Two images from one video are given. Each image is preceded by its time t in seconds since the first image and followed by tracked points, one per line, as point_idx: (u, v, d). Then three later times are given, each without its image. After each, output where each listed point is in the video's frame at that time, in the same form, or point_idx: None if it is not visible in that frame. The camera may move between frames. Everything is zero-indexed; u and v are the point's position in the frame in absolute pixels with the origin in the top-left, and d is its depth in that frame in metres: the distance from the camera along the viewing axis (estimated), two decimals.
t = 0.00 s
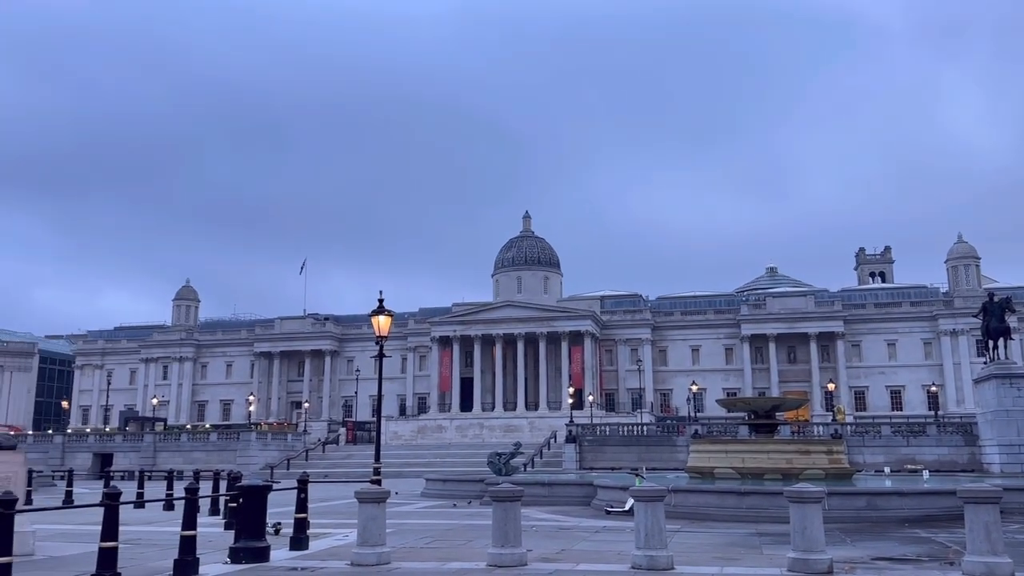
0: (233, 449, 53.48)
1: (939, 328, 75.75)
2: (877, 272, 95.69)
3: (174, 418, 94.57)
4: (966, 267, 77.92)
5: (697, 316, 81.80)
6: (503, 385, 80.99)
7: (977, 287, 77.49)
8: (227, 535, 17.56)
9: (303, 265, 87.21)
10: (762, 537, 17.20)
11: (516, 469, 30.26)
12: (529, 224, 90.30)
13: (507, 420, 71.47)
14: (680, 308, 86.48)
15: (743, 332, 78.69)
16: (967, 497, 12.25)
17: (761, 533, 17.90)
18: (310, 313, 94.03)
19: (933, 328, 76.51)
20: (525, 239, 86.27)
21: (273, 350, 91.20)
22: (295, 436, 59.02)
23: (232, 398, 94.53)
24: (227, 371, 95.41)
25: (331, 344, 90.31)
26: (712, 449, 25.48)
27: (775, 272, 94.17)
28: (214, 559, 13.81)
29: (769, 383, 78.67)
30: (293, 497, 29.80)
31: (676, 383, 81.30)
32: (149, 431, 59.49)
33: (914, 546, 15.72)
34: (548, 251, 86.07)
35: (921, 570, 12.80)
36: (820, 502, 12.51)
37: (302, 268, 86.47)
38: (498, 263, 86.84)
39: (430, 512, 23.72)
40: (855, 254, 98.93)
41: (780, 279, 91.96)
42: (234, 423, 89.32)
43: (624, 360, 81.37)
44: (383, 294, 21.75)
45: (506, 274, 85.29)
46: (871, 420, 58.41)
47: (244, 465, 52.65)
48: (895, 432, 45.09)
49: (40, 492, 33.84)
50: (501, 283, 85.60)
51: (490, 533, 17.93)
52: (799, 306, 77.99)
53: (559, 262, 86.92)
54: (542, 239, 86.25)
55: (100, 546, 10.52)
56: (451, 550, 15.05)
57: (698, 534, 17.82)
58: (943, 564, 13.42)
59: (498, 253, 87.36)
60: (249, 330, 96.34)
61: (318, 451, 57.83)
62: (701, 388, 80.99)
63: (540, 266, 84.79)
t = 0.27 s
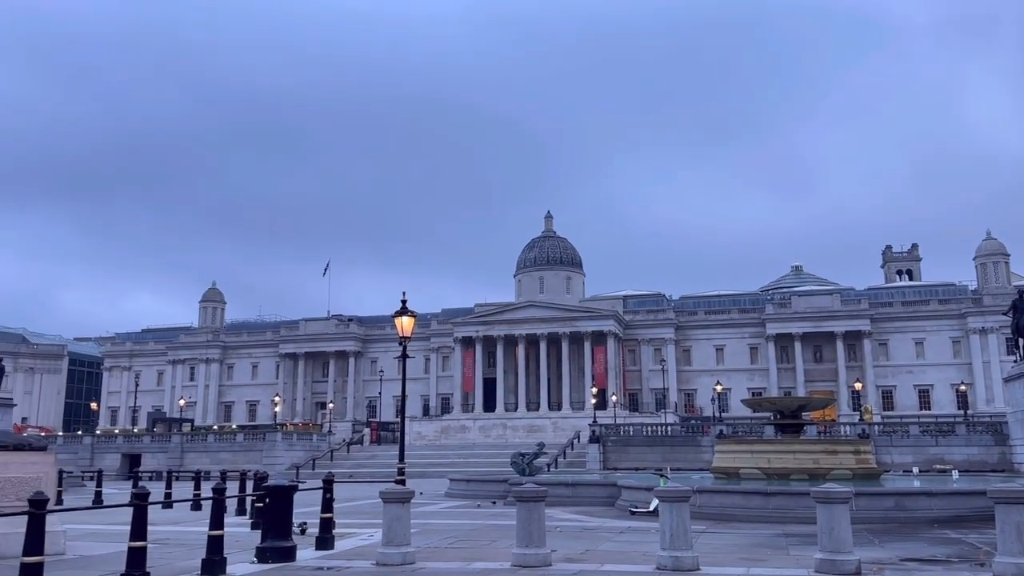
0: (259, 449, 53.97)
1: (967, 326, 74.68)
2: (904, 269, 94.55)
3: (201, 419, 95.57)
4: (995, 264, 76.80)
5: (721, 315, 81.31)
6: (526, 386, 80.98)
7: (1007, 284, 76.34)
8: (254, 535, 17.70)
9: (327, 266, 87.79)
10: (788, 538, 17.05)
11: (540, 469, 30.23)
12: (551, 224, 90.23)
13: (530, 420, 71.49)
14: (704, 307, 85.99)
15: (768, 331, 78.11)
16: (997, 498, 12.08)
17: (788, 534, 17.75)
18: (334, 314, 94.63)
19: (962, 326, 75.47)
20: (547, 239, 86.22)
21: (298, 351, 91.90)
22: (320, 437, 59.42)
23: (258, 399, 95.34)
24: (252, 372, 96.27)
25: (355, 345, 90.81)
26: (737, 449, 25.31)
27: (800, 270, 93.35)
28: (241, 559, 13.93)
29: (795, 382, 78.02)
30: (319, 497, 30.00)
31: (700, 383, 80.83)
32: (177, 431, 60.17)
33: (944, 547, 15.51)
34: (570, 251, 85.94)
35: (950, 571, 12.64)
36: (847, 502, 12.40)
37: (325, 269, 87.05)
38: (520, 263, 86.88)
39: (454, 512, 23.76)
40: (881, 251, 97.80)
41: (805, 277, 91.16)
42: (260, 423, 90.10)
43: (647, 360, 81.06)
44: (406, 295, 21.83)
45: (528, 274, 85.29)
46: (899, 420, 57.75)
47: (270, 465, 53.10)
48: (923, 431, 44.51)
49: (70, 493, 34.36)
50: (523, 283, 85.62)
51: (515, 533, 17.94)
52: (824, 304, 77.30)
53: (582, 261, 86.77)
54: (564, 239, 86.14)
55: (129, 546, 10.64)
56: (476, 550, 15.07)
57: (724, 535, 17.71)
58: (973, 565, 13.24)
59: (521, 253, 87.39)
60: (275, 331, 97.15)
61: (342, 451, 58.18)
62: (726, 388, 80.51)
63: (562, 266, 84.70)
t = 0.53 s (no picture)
0: (287, 449, 54.44)
1: (998, 323, 73.48)
2: (933, 266, 93.25)
3: (229, 420, 96.54)
4: None
5: (747, 314, 80.74)
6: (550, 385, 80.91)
7: None
8: (281, 535, 17.84)
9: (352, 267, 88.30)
10: (816, 539, 16.89)
11: (565, 469, 30.18)
12: (575, 223, 90.10)
13: (555, 421, 71.42)
14: (729, 306, 85.42)
15: (795, 330, 77.44)
16: None
17: (817, 534, 17.58)
18: (359, 315, 95.19)
19: (993, 323, 74.26)
20: (570, 239, 86.11)
21: (324, 352, 92.57)
22: (346, 437, 59.78)
23: (285, 400, 96.14)
24: (279, 372, 97.10)
25: (380, 346, 91.26)
26: (764, 449, 25.12)
27: (827, 268, 92.42)
28: (269, 558, 14.04)
29: (823, 382, 77.23)
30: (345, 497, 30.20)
31: (726, 382, 80.28)
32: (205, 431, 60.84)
33: (976, 547, 15.29)
34: (594, 250, 85.73)
35: (982, 572, 12.45)
36: (877, 502, 12.28)
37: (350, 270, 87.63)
38: (544, 263, 86.84)
39: (480, 512, 23.80)
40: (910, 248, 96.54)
41: (832, 275, 90.23)
42: (287, 424, 90.87)
43: (672, 360, 80.66)
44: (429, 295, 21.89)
45: (551, 274, 85.24)
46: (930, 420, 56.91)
47: (297, 465, 53.53)
48: (954, 431, 43.86)
49: (103, 492, 34.87)
50: (546, 283, 85.58)
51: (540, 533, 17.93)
52: (852, 302, 76.49)
53: (605, 261, 86.54)
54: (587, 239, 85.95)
55: (160, 545, 10.76)
56: (501, 550, 15.09)
57: (751, 535, 17.58)
58: (1007, 567, 13.03)
59: (544, 253, 87.35)
60: (301, 332, 97.93)
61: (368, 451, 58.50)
62: (752, 388, 79.92)
63: (585, 265, 84.52)
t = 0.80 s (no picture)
0: (314, 449, 54.86)
1: None
2: (964, 263, 91.90)
3: (257, 420, 97.45)
4: None
5: (774, 313, 80.09)
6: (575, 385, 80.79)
7: None
8: (309, 534, 17.98)
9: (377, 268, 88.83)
10: (846, 539, 16.71)
11: (590, 469, 30.11)
12: (599, 223, 89.89)
13: (580, 420, 71.28)
14: (756, 305, 84.79)
15: (823, 328, 76.67)
16: None
17: (846, 535, 17.39)
18: (385, 315, 95.67)
19: None
20: (594, 238, 85.91)
21: (350, 352, 93.15)
22: (372, 437, 60.12)
23: (312, 400, 96.87)
24: (306, 373, 97.89)
25: (405, 346, 91.67)
26: (793, 448, 24.91)
27: (855, 265, 91.40)
28: (298, 557, 14.14)
29: (852, 380, 76.38)
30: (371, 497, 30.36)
31: (753, 382, 79.67)
32: (234, 431, 61.48)
33: (1010, 548, 15.04)
34: (618, 249, 85.47)
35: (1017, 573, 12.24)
36: (908, 502, 12.13)
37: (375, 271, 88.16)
38: (568, 263, 86.74)
39: (506, 512, 23.83)
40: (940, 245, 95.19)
41: (861, 272, 89.23)
42: (314, 424, 91.55)
43: (698, 359, 80.16)
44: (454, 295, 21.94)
45: (575, 273, 85.13)
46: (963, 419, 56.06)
47: (324, 465, 53.95)
48: (986, 430, 43.18)
49: (134, 492, 35.35)
50: (570, 282, 85.47)
51: (566, 533, 17.91)
52: (881, 300, 75.60)
53: (630, 260, 86.24)
54: (611, 238, 85.71)
55: (190, 544, 10.88)
56: (528, 550, 15.09)
57: (779, 535, 17.44)
58: None
59: (568, 253, 87.24)
60: (327, 333, 98.64)
61: (394, 451, 58.79)
62: (780, 387, 79.28)
63: (610, 265, 84.29)
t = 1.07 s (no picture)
0: (342, 449, 55.24)
1: None
2: (997, 259, 90.38)
3: (286, 420, 98.28)
4: None
5: (803, 311, 79.33)
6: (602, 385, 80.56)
7: None
8: (338, 533, 18.09)
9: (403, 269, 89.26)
10: (878, 539, 16.50)
11: (618, 469, 30.00)
12: (624, 221, 89.58)
13: (606, 420, 71.06)
14: (785, 303, 84.04)
15: (853, 326, 75.79)
16: None
17: (878, 535, 17.18)
18: (411, 316, 96.09)
19: None
20: (619, 237, 85.63)
21: (377, 352, 93.66)
22: (399, 437, 60.41)
23: (339, 400, 97.52)
24: (334, 373, 98.59)
25: (431, 346, 92.00)
26: (823, 448, 24.63)
27: (885, 262, 90.26)
28: (326, 556, 14.23)
29: (883, 379, 75.37)
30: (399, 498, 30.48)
31: (782, 381, 78.96)
32: (263, 432, 62.08)
33: None
34: (643, 248, 85.10)
35: None
36: (940, 502, 11.96)
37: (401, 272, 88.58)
38: (593, 262, 86.54)
39: (533, 512, 23.82)
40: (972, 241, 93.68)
41: (891, 270, 88.08)
42: (342, 424, 92.17)
43: (726, 358, 79.57)
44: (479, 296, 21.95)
45: (601, 273, 84.92)
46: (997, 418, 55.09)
47: (353, 465, 54.33)
48: (1021, 429, 42.41)
49: (166, 492, 35.79)
50: (596, 282, 85.28)
51: (594, 533, 17.87)
52: (912, 298, 74.58)
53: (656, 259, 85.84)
54: (636, 237, 85.37)
55: (222, 543, 11.00)
56: (556, 550, 15.06)
57: (810, 536, 17.26)
58: None
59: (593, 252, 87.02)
60: (354, 334, 99.22)
61: (421, 451, 59.02)
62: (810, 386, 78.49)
63: (635, 264, 83.96)
